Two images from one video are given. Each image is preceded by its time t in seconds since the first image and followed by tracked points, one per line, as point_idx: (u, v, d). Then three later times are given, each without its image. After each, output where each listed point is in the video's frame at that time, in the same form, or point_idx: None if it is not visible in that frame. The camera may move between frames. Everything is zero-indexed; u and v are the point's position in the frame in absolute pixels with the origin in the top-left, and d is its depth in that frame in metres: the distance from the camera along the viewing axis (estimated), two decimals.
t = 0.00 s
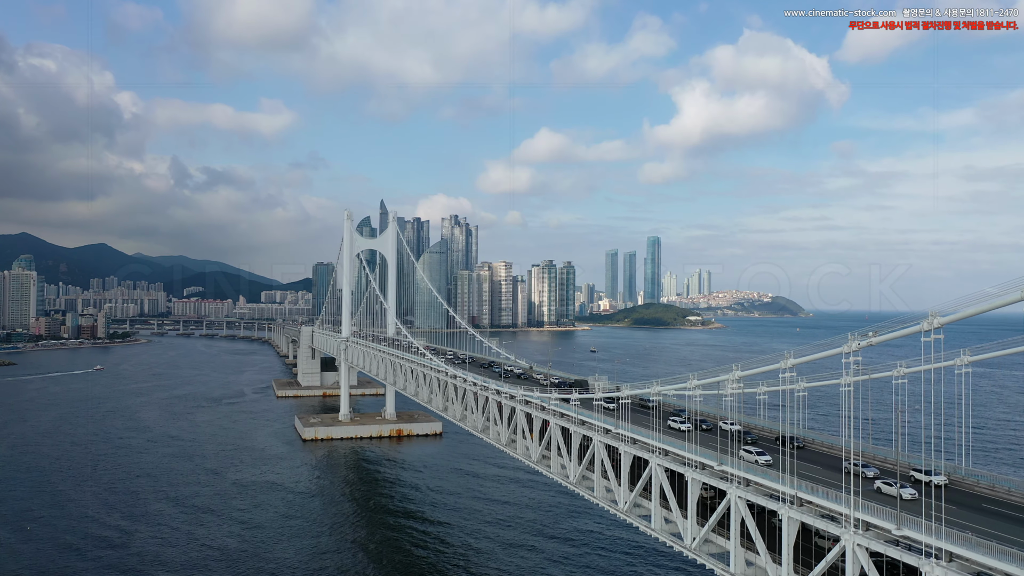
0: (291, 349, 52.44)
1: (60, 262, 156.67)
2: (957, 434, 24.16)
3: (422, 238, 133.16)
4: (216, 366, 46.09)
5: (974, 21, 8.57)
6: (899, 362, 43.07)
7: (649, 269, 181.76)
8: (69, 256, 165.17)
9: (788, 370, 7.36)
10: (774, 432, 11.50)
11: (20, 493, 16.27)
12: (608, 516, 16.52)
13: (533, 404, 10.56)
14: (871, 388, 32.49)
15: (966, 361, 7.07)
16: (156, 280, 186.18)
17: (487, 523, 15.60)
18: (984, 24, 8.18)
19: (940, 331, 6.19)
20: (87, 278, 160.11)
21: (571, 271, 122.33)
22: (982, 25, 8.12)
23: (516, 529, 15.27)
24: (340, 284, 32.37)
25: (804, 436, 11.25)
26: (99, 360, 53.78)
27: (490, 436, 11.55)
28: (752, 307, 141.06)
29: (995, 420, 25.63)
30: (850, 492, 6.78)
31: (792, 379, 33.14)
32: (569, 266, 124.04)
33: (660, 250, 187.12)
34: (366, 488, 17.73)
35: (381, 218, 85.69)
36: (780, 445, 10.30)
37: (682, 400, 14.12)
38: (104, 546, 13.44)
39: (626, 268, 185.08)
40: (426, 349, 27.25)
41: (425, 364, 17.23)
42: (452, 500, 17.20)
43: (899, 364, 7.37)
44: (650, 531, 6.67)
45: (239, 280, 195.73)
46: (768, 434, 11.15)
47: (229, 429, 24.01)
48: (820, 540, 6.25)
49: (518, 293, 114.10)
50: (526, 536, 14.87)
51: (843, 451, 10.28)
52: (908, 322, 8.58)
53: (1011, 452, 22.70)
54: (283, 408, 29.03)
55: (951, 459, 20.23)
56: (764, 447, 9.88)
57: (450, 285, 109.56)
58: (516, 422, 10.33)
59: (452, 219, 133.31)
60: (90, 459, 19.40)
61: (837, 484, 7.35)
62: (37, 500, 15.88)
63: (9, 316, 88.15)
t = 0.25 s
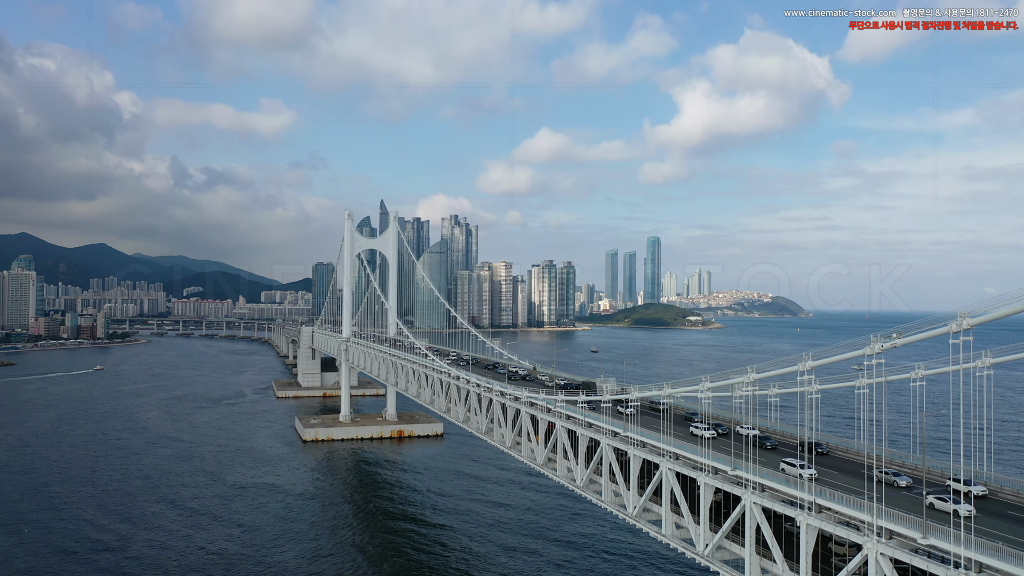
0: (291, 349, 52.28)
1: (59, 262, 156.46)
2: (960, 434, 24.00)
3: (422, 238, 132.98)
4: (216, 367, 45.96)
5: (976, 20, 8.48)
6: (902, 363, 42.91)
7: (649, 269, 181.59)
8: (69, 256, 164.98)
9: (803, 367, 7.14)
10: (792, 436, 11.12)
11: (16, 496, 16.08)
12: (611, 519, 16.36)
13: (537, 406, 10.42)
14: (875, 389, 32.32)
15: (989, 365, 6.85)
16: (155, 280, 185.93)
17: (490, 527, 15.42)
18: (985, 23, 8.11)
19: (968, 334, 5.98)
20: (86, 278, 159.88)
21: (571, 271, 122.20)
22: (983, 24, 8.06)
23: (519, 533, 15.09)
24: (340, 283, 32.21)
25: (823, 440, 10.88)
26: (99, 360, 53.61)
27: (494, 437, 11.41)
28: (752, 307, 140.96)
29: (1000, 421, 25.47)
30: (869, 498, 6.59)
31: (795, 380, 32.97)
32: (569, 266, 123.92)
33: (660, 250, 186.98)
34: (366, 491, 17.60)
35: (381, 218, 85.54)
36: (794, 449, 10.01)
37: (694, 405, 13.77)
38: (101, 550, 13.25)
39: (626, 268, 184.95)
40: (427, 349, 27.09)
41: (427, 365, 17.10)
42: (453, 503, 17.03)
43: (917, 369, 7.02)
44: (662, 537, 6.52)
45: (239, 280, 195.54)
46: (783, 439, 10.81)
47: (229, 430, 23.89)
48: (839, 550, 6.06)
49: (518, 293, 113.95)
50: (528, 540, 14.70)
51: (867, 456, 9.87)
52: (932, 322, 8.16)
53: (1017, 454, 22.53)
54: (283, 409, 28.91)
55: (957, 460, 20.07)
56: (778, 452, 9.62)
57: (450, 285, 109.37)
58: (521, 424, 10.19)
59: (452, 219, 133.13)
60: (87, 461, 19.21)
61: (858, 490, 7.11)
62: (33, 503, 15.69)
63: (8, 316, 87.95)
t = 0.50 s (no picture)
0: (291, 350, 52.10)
1: (58, 262, 156.17)
2: (963, 435, 23.91)
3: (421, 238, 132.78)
4: (216, 368, 45.82)
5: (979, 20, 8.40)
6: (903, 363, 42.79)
7: (649, 269, 181.48)
8: (68, 257, 164.67)
9: (820, 368, 6.86)
10: (812, 443, 10.61)
11: (12, 499, 15.90)
12: (613, 522, 16.21)
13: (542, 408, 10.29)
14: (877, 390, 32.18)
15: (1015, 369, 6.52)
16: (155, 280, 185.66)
17: (492, 530, 15.28)
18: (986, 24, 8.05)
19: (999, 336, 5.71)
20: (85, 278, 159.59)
21: (570, 271, 122.11)
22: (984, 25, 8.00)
23: (521, 536, 14.94)
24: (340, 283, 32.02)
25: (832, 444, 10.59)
26: (98, 361, 53.40)
27: (497, 439, 11.28)
28: (752, 307, 141.03)
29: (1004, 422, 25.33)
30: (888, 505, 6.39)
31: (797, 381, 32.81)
32: (569, 266, 123.78)
33: (660, 250, 187.21)
34: (367, 493, 17.46)
35: (381, 218, 85.38)
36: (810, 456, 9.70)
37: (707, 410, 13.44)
38: (100, 553, 13.13)
39: (625, 268, 184.78)
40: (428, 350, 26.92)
41: (429, 366, 16.96)
42: (455, 505, 16.90)
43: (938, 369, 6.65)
44: (673, 544, 6.37)
45: (238, 280, 195.31)
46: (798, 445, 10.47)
47: (228, 431, 23.77)
48: (857, 558, 5.92)
49: (518, 294, 113.78)
50: (531, 543, 14.55)
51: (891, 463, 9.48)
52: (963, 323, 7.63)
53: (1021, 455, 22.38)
54: (282, 410, 28.78)
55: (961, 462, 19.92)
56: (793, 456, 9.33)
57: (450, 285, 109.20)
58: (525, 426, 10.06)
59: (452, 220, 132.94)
60: (85, 464, 19.03)
61: (879, 498, 6.89)
62: (30, 506, 15.51)
63: (7, 317, 87.66)
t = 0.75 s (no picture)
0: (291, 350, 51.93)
1: (58, 262, 156.02)
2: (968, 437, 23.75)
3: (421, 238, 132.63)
4: (216, 368, 45.68)
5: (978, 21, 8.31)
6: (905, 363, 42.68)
7: (649, 269, 181.40)
8: (68, 257, 164.53)
9: (841, 371, 6.59)
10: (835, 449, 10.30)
11: (9, 502, 15.75)
12: (617, 527, 15.99)
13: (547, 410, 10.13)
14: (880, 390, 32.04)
15: None
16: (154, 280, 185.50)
17: (495, 533, 15.13)
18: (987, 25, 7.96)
19: None
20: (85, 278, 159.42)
21: (570, 271, 122.09)
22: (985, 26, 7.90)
23: (524, 540, 14.78)
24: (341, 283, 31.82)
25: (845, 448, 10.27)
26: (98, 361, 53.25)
27: (501, 442, 11.10)
28: (752, 307, 140.79)
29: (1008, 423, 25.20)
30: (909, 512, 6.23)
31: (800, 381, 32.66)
32: (569, 266, 123.66)
33: (660, 250, 187.11)
34: (368, 496, 17.32)
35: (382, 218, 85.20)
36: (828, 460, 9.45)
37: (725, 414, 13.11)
38: (100, 556, 13.03)
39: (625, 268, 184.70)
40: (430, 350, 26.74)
41: (430, 367, 16.79)
42: (457, 508, 16.76)
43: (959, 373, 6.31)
44: (685, 550, 6.23)
45: (238, 280, 195.21)
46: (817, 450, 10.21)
47: (228, 432, 23.65)
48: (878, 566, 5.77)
49: (518, 294, 113.66)
50: (534, 547, 14.38)
51: (914, 470, 9.11)
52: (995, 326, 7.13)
53: None
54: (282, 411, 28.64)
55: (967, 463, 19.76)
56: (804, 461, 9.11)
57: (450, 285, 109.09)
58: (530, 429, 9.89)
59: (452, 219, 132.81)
60: (82, 466, 18.87)
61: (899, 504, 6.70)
62: (28, 508, 15.38)
63: (6, 317, 87.49)
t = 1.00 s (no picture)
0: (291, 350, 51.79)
1: (58, 262, 155.85)
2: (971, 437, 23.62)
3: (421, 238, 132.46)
4: (216, 369, 45.55)
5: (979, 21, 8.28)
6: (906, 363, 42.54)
7: (649, 269, 181.21)
8: (68, 257, 164.37)
9: (862, 373, 6.41)
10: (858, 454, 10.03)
11: (7, 504, 15.66)
12: (621, 530, 15.82)
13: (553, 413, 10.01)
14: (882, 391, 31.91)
15: None
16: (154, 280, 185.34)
17: (497, 536, 15.03)
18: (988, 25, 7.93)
19: None
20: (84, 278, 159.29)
21: (570, 271, 122.08)
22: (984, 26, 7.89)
23: (526, 543, 14.66)
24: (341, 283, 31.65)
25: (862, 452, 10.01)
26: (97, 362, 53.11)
27: (505, 444, 10.98)
28: (752, 307, 140.66)
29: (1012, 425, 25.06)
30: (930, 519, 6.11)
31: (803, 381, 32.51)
32: (569, 266, 123.50)
33: (660, 250, 186.96)
34: (369, 498, 17.21)
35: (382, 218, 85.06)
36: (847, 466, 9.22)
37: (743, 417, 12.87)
38: (101, 558, 12.99)
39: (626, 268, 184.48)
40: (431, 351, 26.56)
41: (432, 368, 16.68)
42: (459, 511, 16.67)
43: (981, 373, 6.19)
44: (698, 556, 6.13)
45: (238, 281, 195.04)
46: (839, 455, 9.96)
47: (228, 433, 23.58)
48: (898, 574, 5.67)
49: (518, 294, 113.52)
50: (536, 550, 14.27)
51: (943, 478, 8.81)
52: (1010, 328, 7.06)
53: None
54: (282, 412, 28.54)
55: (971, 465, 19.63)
56: (817, 466, 8.94)
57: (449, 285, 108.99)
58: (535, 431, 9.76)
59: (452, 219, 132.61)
60: (79, 468, 18.71)
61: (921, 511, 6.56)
62: (27, 510, 15.33)
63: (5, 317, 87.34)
